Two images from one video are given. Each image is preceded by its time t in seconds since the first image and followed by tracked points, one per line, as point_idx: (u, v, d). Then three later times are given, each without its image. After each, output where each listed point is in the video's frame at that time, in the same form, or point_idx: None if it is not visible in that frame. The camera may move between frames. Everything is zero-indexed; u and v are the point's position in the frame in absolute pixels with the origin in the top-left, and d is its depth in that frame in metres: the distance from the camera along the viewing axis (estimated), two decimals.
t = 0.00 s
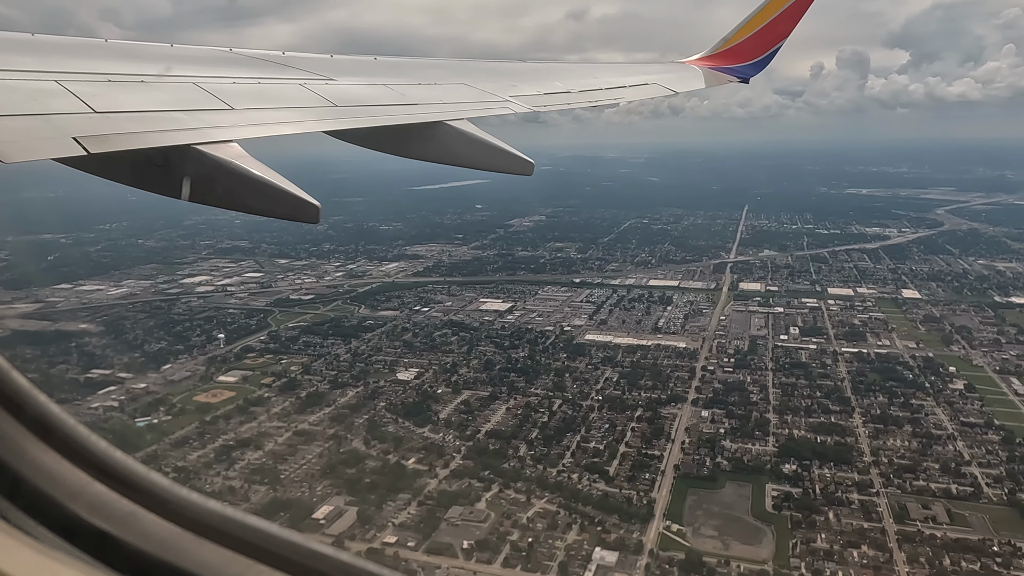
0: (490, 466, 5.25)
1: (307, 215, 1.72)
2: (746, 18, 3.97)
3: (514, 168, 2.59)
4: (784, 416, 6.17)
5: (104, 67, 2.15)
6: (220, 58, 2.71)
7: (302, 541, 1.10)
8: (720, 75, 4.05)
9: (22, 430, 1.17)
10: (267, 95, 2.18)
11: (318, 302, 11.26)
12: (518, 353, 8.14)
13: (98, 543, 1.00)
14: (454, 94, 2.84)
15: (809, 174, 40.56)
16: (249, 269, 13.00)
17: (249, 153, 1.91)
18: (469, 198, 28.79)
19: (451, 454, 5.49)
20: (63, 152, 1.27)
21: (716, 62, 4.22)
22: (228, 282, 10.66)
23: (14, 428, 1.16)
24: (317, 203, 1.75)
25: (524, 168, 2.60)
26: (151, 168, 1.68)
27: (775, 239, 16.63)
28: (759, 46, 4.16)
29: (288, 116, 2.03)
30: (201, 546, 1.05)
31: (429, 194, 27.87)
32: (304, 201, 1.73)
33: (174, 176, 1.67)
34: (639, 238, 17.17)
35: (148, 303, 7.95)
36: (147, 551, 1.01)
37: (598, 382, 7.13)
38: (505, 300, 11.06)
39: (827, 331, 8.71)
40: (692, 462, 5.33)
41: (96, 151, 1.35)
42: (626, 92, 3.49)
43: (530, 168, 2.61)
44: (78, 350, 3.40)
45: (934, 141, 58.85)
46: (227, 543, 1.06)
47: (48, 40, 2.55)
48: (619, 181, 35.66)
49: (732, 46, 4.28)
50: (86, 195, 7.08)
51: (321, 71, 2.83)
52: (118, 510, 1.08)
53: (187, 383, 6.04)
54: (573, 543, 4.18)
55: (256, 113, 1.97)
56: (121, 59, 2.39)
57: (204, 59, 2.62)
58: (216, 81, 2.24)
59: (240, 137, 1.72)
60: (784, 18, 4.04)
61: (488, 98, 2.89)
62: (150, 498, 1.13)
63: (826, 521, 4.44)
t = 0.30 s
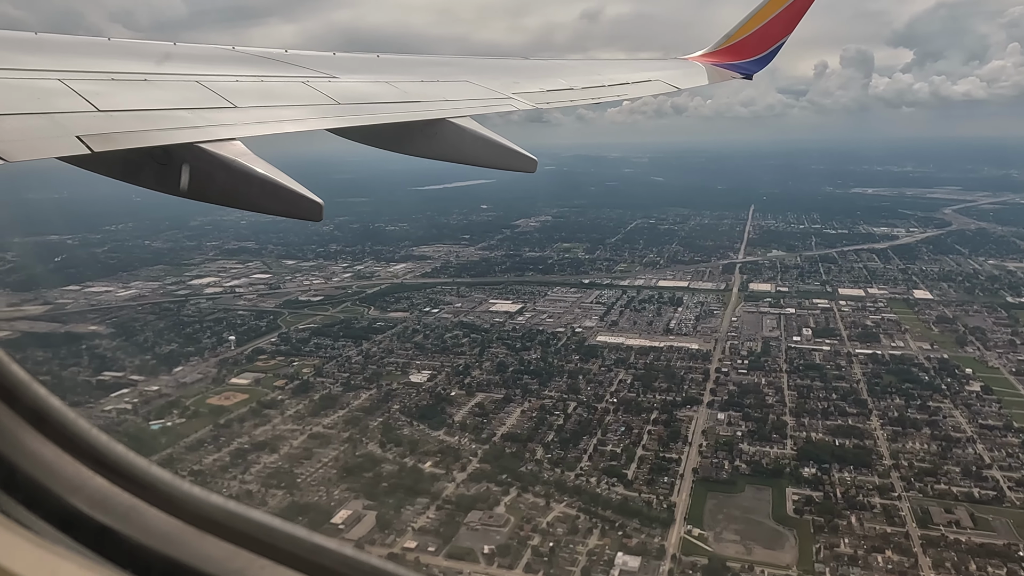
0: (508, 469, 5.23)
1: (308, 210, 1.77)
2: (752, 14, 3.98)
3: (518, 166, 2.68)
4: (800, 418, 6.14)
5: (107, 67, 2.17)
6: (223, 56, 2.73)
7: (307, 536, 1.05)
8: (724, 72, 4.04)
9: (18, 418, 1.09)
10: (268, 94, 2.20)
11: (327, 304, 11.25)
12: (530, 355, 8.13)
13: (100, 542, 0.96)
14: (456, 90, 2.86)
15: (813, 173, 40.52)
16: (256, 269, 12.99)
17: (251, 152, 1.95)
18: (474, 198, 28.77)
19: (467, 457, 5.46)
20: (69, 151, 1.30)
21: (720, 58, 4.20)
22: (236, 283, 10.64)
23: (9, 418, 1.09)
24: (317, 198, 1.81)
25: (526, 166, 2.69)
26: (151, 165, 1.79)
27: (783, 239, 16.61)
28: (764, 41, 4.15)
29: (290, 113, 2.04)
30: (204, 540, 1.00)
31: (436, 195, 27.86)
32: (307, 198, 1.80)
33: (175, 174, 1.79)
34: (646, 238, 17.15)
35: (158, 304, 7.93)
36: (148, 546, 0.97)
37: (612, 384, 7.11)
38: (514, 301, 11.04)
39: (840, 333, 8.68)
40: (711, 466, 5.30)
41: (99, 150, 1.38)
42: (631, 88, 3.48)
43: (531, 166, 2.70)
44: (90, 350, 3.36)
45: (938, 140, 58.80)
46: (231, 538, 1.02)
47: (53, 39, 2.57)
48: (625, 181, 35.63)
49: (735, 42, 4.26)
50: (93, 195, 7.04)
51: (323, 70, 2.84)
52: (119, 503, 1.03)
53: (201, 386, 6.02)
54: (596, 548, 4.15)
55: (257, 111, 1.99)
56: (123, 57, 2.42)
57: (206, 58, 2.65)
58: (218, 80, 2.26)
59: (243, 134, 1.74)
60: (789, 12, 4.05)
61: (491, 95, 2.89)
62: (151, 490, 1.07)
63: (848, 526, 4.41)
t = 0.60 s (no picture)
0: (525, 473, 5.19)
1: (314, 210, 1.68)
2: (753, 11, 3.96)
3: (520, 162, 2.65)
4: (818, 421, 6.11)
5: (110, 67, 2.16)
6: (225, 54, 2.71)
7: (321, 532, 1.01)
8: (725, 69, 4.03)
9: (36, 422, 1.07)
10: (273, 92, 2.18)
11: (337, 306, 11.23)
12: (543, 357, 8.10)
13: (111, 537, 0.94)
14: (457, 88, 2.85)
15: (818, 172, 40.48)
16: (263, 270, 12.97)
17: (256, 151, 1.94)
18: (480, 198, 28.74)
19: (484, 461, 5.42)
20: (72, 150, 1.29)
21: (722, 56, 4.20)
22: (246, 284, 10.62)
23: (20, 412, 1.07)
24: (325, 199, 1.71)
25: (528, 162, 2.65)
26: (157, 165, 1.72)
27: (791, 239, 16.59)
28: (766, 39, 4.13)
29: (295, 112, 2.03)
30: (216, 537, 0.98)
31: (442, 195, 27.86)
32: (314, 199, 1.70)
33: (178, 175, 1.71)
34: (654, 239, 17.13)
35: (167, 305, 7.89)
36: (162, 542, 0.95)
37: (626, 386, 7.10)
38: (524, 302, 11.02)
39: (853, 334, 8.65)
40: (731, 470, 5.28)
41: (102, 150, 1.37)
42: (634, 86, 3.44)
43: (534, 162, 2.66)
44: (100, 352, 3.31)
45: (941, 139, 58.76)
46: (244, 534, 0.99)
47: (57, 37, 2.55)
48: (630, 181, 35.62)
49: (739, 39, 4.25)
50: (102, 196, 7.01)
51: (327, 67, 2.82)
52: (131, 501, 1.01)
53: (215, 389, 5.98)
54: (618, 553, 4.11)
55: (261, 110, 1.97)
56: (124, 56, 2.40)
57: (210, 58, 2.63)
58: (222, 79, 2.25)
59: (246, 134, 1.73)
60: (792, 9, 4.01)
61: (494, 92, 2.87)
62: (162, 488, 1.05)
63: (871, 530, 4.37)
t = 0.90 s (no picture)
0: (542, 476, 5.18)
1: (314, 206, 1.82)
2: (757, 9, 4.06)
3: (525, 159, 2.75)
4: (834, 424, 6.08)
5: (113, 66, 2.16)
6: (228, 53, 2.72)
7: (321, 527, 1.13)
8: (730, 64, 4.11)
9: (35, 415, 1.22)
10: (276, 90, 2.18)
11: (346, 308, 11.22)
12: (556, 359, 8.08)
13: (113, 531, 1.07)
14: (460, 85, 2.83)
15: (823, 172, 40.35)
16: (270, 270, 12.94)
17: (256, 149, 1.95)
18: (486, 198, 28.68)
19: (501, 464, 5.39)
20: (74, 149, 1.30)
21: (725, 52, 4.30)
22: (254, 285, 10.59)
23: (29, 414, 1.22)
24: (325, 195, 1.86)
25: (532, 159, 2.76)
26: (160, 163, 1.86)
27: (799, 240, 16.54)
28: (767, 36, 4.23)
29: (297, 109, 2.03)
30: (214, 529, 1.11)
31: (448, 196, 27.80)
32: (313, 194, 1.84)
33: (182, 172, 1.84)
34: (662, 240, 17.08)
35: (176, 306, 7.86)
36: (162, 535, 1.08)
37: (640, 389, 7.10)
38: (534, 304, 11.00)
39: (866, 336, 8.62)
40: (749, 473, 5.27)
41: (106, 149, 1.38)
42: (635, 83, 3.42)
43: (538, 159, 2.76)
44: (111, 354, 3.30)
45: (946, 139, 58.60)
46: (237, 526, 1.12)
47: (61, 36, 2.55)
48: (635, 180, 35.52)
49: (741, 36, 4.35)
50: (110, 197, 6.98)
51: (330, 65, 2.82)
52: (134, 496, 1.15)
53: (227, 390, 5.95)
54: (638, 559, 4.09)
55: (262, 108, 1.98)
56: (128, 55, 2.40)
57: (213, 56, 2.63)
58: (225, 77, 2.25)
59: (246, 130, 1.74)
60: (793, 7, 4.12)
61: (496, 89, 2.86)
62: (164, 482, 1.20)
63: (894, 535, 4.34)
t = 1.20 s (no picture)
0: (562, 482, 5.14)
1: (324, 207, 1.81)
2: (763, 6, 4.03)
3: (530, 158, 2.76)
4: (854, 427, 6.04)
5: (117, 66, 2.13)
6: (233, 53, 2.69)
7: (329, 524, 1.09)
8: (734, 60, 4.07)
9: (40, 411, 1.16)
10: (281, 90, 2.15)
11: (358, 310, 11.19)
12: (570, 362, 8.05)
13: (120, 529, 1.02)
14: (465, 84, 2.80)
15: (831, 172, 40.26)
16: (279, 271, 12.92)
17: (260, 149, 1.91)
18: (494, 199, 28.69)
19: (519, 468, 5.34)
20: (80, 147, 1.25)
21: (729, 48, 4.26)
22: (265, 287, 10.57)
23: (31, 408, 1.15)
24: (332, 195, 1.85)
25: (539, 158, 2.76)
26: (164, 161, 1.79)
27: (810, 241, 16.49)
28: (771, 33, 4.20)
29: (303, 110, 1.99)
30: (222, 528, 1.07)
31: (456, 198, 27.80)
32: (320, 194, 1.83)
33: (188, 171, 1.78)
34: (672, 241, 17.04)
35: (187, 308, 7.84)
36: (169, 534, 1.03)
37: (656, 392, 7.06)
38: (545, 306, 10.97)
39: (881, 338, 8.57)
40: (771, 478, 5.23)
41: (113, 149, 1.34)
42: (639, 80, 3.37)
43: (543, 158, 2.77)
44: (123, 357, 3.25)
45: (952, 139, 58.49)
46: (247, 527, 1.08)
47: (66, 37, 2.53)
48: (642, 181, 35.51)
49: (744, 32, 4.31)
50: (120, 199, 6.95)
51: (334, 65, 2.78)
52: (139, 494, 1.10)
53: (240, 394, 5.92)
54: (663, 565, 4.04)
55: (268, 107, 1.94)
56: (133, 55, 2.37)
57: (218, 56, 2.60)
58: (229, 76, 2.22)
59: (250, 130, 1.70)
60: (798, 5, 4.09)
61: (501, 88, 2.82)
62: (170, 481, 1.14)
63: (920, 541, 4.29)
